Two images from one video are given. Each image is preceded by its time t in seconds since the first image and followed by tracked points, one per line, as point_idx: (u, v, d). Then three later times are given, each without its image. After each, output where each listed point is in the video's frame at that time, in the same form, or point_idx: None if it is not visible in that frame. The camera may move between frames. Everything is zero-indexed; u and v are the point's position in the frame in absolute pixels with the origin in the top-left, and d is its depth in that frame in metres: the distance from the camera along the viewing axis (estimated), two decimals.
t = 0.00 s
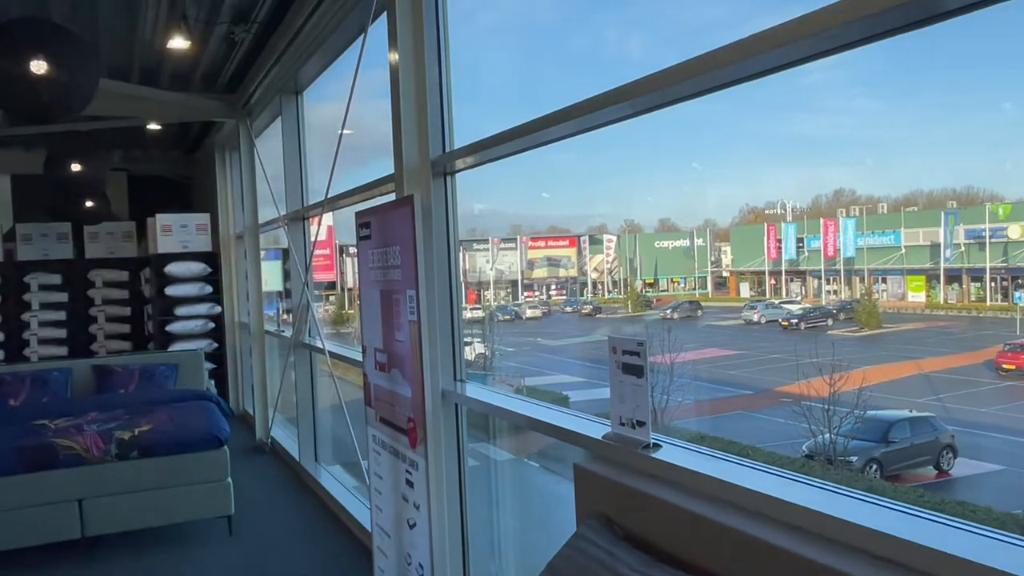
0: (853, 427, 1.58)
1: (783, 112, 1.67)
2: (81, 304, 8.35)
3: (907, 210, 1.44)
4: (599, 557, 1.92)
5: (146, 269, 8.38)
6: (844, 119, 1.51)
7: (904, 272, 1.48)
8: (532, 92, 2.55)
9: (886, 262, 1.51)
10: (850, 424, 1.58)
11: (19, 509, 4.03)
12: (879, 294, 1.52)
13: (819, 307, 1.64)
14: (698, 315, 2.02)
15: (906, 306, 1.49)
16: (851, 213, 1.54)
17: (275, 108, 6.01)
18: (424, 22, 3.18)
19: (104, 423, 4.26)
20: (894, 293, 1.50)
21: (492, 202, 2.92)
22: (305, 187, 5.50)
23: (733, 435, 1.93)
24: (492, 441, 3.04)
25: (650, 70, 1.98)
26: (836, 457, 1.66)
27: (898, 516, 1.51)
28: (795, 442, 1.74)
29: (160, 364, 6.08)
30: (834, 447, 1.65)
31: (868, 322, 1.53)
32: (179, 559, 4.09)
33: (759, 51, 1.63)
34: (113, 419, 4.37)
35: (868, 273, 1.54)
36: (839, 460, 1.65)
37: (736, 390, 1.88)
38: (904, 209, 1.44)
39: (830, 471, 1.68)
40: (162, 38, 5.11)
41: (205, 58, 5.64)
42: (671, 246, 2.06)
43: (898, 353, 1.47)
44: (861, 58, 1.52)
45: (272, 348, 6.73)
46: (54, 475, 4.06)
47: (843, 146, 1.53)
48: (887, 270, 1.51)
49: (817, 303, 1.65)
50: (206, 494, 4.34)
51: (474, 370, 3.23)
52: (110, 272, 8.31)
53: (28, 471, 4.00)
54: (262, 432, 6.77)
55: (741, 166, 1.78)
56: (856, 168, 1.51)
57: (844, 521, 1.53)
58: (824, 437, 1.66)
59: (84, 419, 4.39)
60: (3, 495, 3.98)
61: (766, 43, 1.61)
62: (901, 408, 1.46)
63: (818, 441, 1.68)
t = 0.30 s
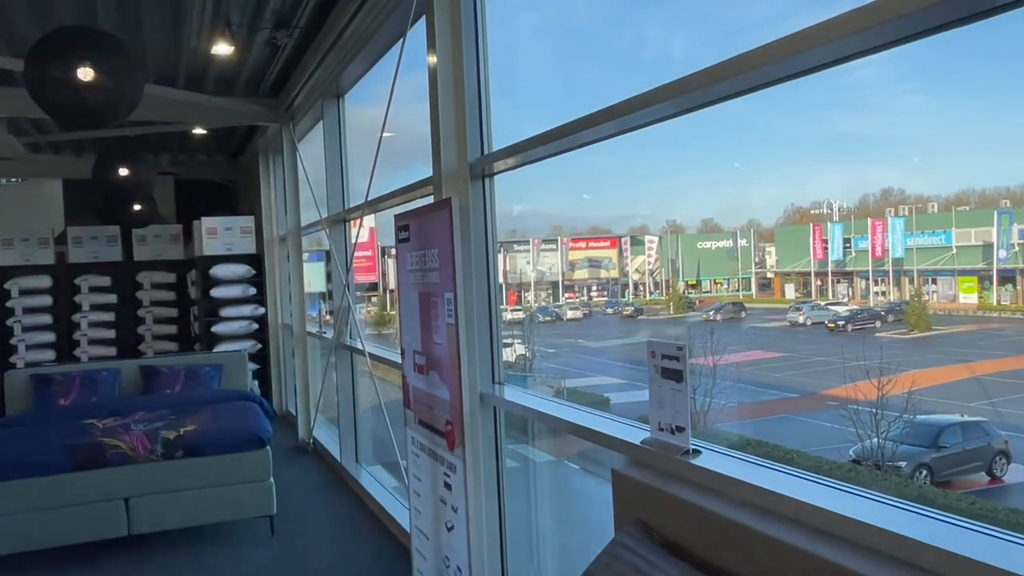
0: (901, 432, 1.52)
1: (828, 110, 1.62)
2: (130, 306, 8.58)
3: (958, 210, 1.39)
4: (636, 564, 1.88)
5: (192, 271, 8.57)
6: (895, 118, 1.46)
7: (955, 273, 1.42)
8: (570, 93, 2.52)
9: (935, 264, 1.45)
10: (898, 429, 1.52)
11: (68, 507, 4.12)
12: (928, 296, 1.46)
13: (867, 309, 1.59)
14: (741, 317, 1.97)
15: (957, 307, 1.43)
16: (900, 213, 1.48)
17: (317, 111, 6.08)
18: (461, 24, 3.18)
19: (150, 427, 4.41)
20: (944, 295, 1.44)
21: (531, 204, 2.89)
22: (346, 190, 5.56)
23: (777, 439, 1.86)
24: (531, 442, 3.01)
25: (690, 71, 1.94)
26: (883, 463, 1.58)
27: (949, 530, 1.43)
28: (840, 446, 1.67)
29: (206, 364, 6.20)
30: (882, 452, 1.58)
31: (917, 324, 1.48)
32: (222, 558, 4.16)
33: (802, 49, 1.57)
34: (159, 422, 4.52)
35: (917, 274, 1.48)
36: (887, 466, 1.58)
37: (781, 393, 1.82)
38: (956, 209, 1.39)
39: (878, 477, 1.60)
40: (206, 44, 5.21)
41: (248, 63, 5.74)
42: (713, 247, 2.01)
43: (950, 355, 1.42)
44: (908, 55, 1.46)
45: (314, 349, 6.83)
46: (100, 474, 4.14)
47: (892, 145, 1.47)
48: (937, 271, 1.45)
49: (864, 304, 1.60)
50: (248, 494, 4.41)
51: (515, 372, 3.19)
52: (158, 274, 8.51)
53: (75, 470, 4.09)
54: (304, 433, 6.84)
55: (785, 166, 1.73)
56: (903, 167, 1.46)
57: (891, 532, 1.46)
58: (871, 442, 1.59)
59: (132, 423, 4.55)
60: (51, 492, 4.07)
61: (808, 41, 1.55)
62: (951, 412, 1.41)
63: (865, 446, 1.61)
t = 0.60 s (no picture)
0: (956, 436, 1.46)
1: (878, 107, 1.57)
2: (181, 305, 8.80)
3: (1018, 207, 1.33)
4: (676, 570, 1.85)
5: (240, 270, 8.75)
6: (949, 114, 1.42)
7: (1014, 274, 1.35)
8: (615, 92, 2.50)
9: (991, 264, 1.38)
10: (953, 433, 1.46)
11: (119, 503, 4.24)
12: (986, 296, 1.39)
13: (920, 310, 1.52)
14: (791, 317, 1.91)
15: (1017, 309, 1.35)
16: (955, 212, 1.43)
17: (361, 113, 6.14)
18: (503, 22, 3.18)
19: (198, 423, 4.48)
20: (1002, 295, 1.37)
21: (572, 203, 2.86)
22: (390, 190, 5.61)
23: (826, 442, 1.81)
24: (572, 442, 2.99)
25: (736, 66, 1.90)
26: (937, 468, 1.52)
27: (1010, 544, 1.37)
28: (893, 451, 1.61)
29: (253, 363, 6.33)
30: (936, 457, 1.52)
31: (973, 326, 1.42)
32: (267, 554, 4.23)
33: (848, 43, 1.52)
34: (207, 419, 4.59)
35: (973, 275, 1.41)
36: (941, 472, 1.52)
37: (830, 396, 1.77)
38: (1015, 207, 1.33)
39: (932, 483, 1.54)
40: (252, 48, 5.31)
41: (294, 65, 5.83)
42: (761, 247, 1.95)
43: (1008, 357, 1.36)
44: (962, 48, 1.40)
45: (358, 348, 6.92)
46: (150, 469, 4.27)
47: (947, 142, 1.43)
48: (994, 272, 1.38)
49: (918, 305, 1.53)
50: (292, 491, 4.47)
51: (560, 372, 3.12)
52: (208, 274, 8.71)
53: (126, 465, 4.22)
54: (348, 431, 6.91)
55: (834, 164, 1.68)
56: (957, 165, 1.42)
57: (941, 544, 1.42)
58: (925, 446, 1.53)
59: (181, 421, 4.70)
60: (103, 487, 4.19)
61: (856, 35, 1.50)
62: (1011, 416, 1.35)
63: (918, 450, 1.55)
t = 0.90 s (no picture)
0: (1017, 440, 1.40)
1: (938, 101, 1.51)
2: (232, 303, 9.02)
3: None
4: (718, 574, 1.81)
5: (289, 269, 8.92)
6: (1010, 108, 1.36)
7: None
8: (662, 88, 2.46)
9: None
10: (1014, 437, 1.41)
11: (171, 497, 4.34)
12: None
13: (980, 310, 1.46)
14: (843, 318, 1.83)
15: None
16: (1017, 209, 1.36)
17: (407, 112, 6.19)
18: (547, 18, 3.16)
19: (247, 419, 4.61)
20: None
21: (617, 201, 2.82)
22: (436, 189, 5.65)
23: (878, 445, 1.75)
24: (616, 442, 2.96)
25: (788, 59, 1.84)
26: (997, 473, 1.47)
27: None
28: (950, 454, 1.55)
29: (300, 360, 6.44)
30: (995, 462, 1.46)
31: None
32: (313, 549, 4.30)
33: (906, 33, 1.47)
34: (255, 416, 4.72)
35: None
36: (1001, 476, 1.46)
37: (885, 398, 1.70)
38: None
39: (991, 489, 1.49)
40: (300, 49, 5.41)
41: (342, 66, 5.91)
42: (813, 246, 1.89)
43: None
44: None
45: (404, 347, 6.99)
46: (199, 463, 4.37)
47: (1009, 136, 1.36)
48: None
49: (977, 305, 1.47)
50: (337, 487, 4.53)
51: (607, 372, 3.07)
52: (259, 273, 8.90)
53: (177, 460, 4.34)
54: (394, 429, 6.98)
55: (889, 160, 1.63)
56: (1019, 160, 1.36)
57: (1004, 555, 1.36)
58: (984, 451, 1.48)
59: (230, 417, 4.81)
60: (155, 481, 4.31)
61: (914, 24, 1.44)
62: None
63: (976, 455, 1.50)
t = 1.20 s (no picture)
0: None
1: (998, 94, 1.45)
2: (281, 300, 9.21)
3: None
4: None
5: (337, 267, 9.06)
6: None
7: None
8: (711, 84, 2.41)
9: None
10: None
11: (221, 490, 4.45)
12: None
13: None
14: (898, 317, 1.77)
15: None
16: None
17: (453, 111, 6.21)
18: (592, 14, 3.13)
19: (295, 415, 4.71)
20: None
21: (664, 199, 2.79)
22: (481, 187, 5.66)
23: (931, 448, 1.70)
24: (660, 441, 2.93)
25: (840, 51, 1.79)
26: None
27: None
28: (1009, 459, 1.50)
29: (347, 357, 6.54)
30: None
31: None
32: (359, 543, 4.36)
33: (965, 22, 1.42)
34: (302, 411, 4.82)
35: None
36: None
37: (941, 400, 1.65)
38: None
39: None
40: (347, 49, 5.48)
41: (388, 65, 5.97)
42: (867, 243, 1.83)
43: None
44: None
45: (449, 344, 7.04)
46: (248, 457, 4.48)
47: None
48: None
49: None
50: (382, 483, 4.59)
51: (654, 371, 3.02)
52: (307, 270, 9.07)
53: (227, 455, 4.44)
54: (439, 426, 7.03)
55: (946, 154, 1.57)
56: None
57: None
58: None
59: (278, 413, 4.92)
60: (206, 474, 4.42)
61: (973, 12, 1.39)
62: None
63: None
